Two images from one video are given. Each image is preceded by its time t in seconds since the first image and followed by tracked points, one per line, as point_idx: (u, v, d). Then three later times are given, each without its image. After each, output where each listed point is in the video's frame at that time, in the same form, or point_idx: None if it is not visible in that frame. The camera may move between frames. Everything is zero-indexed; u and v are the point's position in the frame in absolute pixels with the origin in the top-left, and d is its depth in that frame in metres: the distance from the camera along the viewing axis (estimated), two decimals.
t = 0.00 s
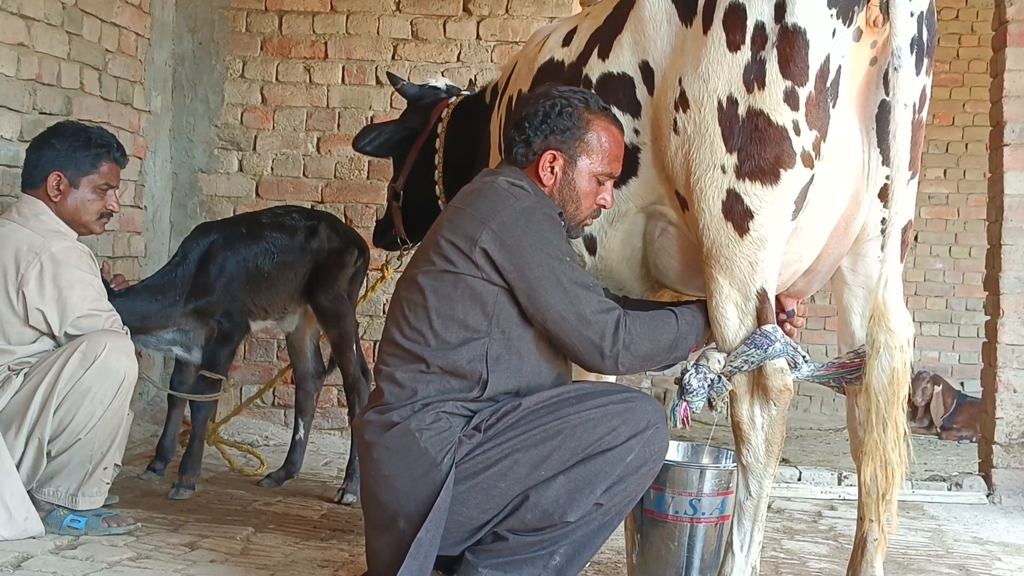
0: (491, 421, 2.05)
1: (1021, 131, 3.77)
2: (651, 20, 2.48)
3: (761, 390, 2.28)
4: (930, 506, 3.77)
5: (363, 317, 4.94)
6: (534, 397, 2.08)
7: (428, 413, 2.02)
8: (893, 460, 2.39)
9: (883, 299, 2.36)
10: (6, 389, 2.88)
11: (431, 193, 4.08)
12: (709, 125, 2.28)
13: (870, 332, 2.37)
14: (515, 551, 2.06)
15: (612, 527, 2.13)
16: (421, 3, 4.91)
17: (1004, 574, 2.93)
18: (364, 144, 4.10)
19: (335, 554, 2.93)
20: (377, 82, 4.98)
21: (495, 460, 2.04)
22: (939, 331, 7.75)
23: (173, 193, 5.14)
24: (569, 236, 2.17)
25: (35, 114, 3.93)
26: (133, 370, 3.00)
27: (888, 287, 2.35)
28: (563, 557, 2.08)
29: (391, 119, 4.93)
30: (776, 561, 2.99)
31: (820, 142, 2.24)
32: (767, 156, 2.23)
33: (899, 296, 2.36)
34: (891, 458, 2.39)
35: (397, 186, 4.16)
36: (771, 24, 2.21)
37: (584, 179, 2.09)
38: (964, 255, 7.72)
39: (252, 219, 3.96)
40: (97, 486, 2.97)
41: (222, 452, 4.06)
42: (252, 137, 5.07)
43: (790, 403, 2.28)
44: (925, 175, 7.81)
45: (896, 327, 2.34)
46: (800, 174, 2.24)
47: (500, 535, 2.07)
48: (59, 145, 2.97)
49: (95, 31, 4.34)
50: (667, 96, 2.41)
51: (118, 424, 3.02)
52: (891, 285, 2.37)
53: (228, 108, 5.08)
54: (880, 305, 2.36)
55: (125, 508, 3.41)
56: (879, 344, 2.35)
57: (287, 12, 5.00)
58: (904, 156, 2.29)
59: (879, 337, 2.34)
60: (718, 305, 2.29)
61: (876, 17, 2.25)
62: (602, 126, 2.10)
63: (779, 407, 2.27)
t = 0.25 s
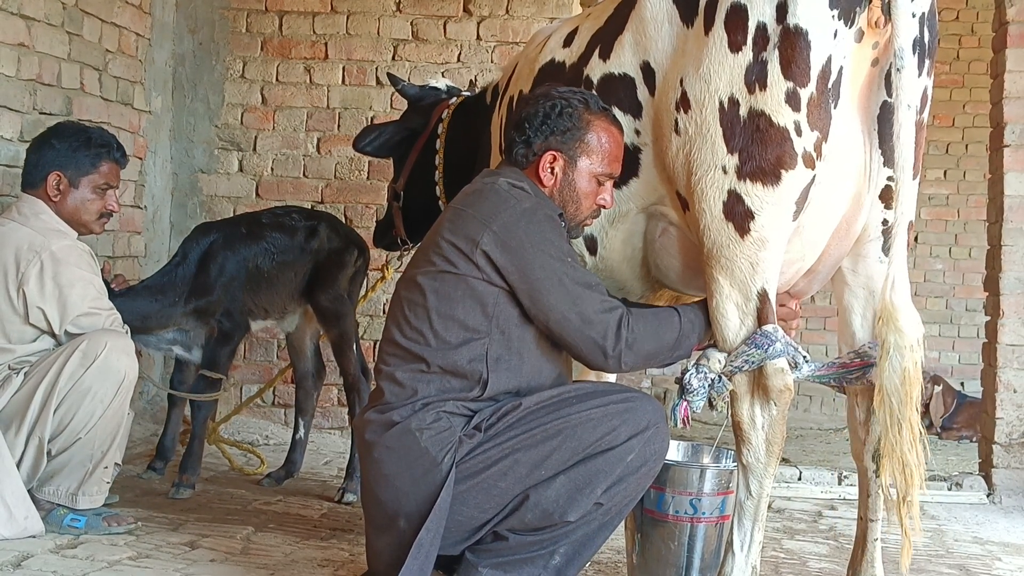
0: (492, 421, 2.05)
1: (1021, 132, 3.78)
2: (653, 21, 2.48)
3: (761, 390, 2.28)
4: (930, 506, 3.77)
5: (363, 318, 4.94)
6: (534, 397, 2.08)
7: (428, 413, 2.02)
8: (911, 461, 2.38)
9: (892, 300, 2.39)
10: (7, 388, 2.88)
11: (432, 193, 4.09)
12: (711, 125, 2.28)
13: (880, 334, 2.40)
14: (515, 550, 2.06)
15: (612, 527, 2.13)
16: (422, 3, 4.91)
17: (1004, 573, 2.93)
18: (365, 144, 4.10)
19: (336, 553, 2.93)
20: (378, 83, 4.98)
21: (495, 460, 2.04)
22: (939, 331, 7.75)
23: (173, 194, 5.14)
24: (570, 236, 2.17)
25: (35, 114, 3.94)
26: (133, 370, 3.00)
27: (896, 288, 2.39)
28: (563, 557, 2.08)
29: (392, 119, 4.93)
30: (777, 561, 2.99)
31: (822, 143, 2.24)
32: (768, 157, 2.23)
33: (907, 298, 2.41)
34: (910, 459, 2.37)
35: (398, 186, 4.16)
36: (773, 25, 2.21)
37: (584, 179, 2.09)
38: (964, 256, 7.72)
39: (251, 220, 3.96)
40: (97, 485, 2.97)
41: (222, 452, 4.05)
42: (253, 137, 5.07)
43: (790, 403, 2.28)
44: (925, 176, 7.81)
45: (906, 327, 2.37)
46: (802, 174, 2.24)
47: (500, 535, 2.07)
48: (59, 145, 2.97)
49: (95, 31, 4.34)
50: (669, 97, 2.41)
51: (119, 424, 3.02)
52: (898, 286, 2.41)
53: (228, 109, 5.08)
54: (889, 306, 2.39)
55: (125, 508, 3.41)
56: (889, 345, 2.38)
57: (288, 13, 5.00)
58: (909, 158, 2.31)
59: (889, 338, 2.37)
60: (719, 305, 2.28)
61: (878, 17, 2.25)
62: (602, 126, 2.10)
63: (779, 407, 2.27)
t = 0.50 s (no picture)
0: (492, 421, 2.05)
1: (1021, 132, 3.77)
2: (655, 21, 2.48)
3: (762, 391, 2.28)
4: (929, 507, 3.77)
5: (363, 317, 4.94)
6: (534, 398, 2.08)
7: (428, 413, 2.02)
8: (899, 462, 2.39)
9: (888, 299, 2.35)
10: (7, 388, 2.88)
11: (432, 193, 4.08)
12: (713, 125, 2.28)
13: (875, 333, 2.35)
14: (515, 551, 2.06)
15: (612, 527, 2.13)
16: (422, 3, 4.91)
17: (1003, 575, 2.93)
18: (364, 144, 4.10)
19: (335, 554, 2.93)
20: (378, 82, 4.98)
21: (495, 460, 2.04)
22: (939, 331, 7.75)
23: (174, 193, 5.14)
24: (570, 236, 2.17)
25: (35, 113, 3.93)
26: (132, 370, 3.00)
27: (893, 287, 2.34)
28: (563, 558, 2.08)
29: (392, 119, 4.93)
30: (776, 562, 2.99)
31: (824, 143, 2.24)
32: (771, 157, 2.23)
33: (904, 297, 2.36)
34: (898, 460, 2.38)
35: (398, 186, 4.16)
36: (776, 25, 2.21)
37: (585, 179, 2.09)
38: (964, 256, 7.72)
39: (250, 219, 3.96)
40: (97, 485, 2.97)
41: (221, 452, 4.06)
42: (253, 137, 5.07)
43: (790, 404, 2.29)
44: (926, 176, 7.81)
45: (901, 327, 2.32)
46: (804, 175, 2.24)
47: (500, 535, 2.07)
48: (59, 145, 2.97)
49: (95, 30, 4.34)
50: (671, 97, 2.41)
51: (118, 424, 3.02)
52: (896, 285, 2.36)
53: (229, 108, 5.08)
54: (886, 306, 2.34)
55: (125, 508, 3.41)
56: (883, 344, 2.33)
57: (288, 12, 5.00)
58: (909, 158, 2.29)
59: (883, 338, 2.33)
60: (719, 305, 2.29)
61: (881, 18, 2.27)
62: (603, 126, 2.10)
63: (779, 408, 2.27)
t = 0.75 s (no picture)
0: (490, 420, 2.05)
1: (1020, 132, 3.77)
2: (657, 21, 2.48)
3: (762, 391, 2.28)
4: (929, 507, 3.77)
5: (363, 317, 4.94)
6: (532, 397, 2.08)
7: (426, 413, 2.02)
8: (880, 460, 2.38)
9: (881, 297, 2.35)
10: (6, 387, 2.89)
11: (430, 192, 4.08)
12: (716, 125, 2.28)
13: (866, 331, 2.36)
14: (514, 551, 2.06)
15: (610, 527, 2.13)
16: (422, 3, 4.91)
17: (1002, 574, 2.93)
18: (363, 143, 4.10)
19: (334, 553, 2.93)
20: (377, 82, 4.98)
21: (493, 460, 2.04)
22: (939, 331, 7.75)
23: (173, 193, 5.14)
24: (569, 235, 2.17)
25: (35, 113, 3.93)
26: (132, 369, 3.00)
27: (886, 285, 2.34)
28: (562, 557, 2.08)
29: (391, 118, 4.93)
30: (775, 561, 2.99)
31: (826, 143, 2.24)
32: (773, 157, 2.23)
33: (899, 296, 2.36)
34: (878, 458, 2.37)
35: (397, 185, 4.17)
36: (779, 25, 2.21)
37: (583, 178, 2.09)
38: (964, 256, 7.72)
39: (250, 218, 3.95)
40: (96, 484, 2.97)
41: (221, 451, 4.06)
42: (252, 136, 5.07)
43: (790, 404, 2.28)
44: (925, 176, 7.81)
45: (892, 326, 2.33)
46: (805, 175, 2.24)
47: (499, 535, 2.07)
48: (58, 144, 2.97)
49: (94, 30, 4.34)
50: (672, 97, 2.41)
51: (117, 423, 3.02)
52: (890, 285, 2.36)
53: (228, 108, 5.08)
54: (878, 305, 2.35)
55: (125, 507, 3.41)
56: (872, 342, 2.34)
57: (287, 11, 5.00)
58: (909, 157, 2.28)
59: (873, 335, 2.34)
60: (720, 305, 2.29)
61: (883, 18, 2.27)
62: (600, 125, 2.10)
63: (779, 408, 2.27)
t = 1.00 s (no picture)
0: (489, 420, 2.05)
1: (1020, 131, 3.77)
2: (660, 21, 2.48)
3: (762, 390, 2.28)
4: (928, 506, 3.77)
5: (362, 316, 4.95)
6: (531, 396, 2.08)
7: (425, 412, 2.02)
8: (880, 456, 2.39)
9: (883, 297, 2.35)
10: (6, 387, 2.89)
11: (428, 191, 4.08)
12: (719, 124, 2.28)
13: (867, 329, 2.37)
14: (513, 550, 2.06)
15: (610, 526, 2.13)
16: (421, 2, 4.91)
17: (1001, 573, 2.93)
18: (363, 143, 4.10)
19: (334, 553, 2.93)
20: (376, 81, 4.97)
21: (493, 459, 2.04)
22: (938, 331, 7.75)
23: (172, 192, 5.14)
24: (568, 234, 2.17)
25: (34, 112, 3.93)
26: (131, 369, 3.00)
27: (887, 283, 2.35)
28: (561, 557, 2.08)
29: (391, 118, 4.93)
30: (775, 561, 2.99)
31: (829, 142, 2.24)
32: (776, 156, 2.23)
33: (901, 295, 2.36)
34: (878, 455, 2.38)
35: (395, 184, 4.17)
36: (783, 24, 2.20)
37: (581, 177, 2.09)
38: (963, 255, 7.73)
39: (249, 216, 3.93)
40: (95, 484, 2.97)
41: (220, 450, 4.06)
42: (252, 136, 5.06)
43: (790, 403, 2.28)
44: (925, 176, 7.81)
45: (892, 326, 2.33)
46: (808, 174, 2.24)
47: (498, 534, 2.07)
48: (57, 144, 2.96)
49: (94, 30, 4.34)
50: (675, 96, 2.41)
51: (117, 423, 3.02)
52: (891, 284, 2.36)
53: (228, 107, 5.08)
54: (878, 302, 2.36)
55: (124, 507, 3.41)
56: (874, 341, 2.35)
57: (286, 11, 4.99)
58: (912, 156, 2.29)
59: (874, 334, 2.35)
60: (721, 304, 2.29)
61: (887, 17, 2.25)
62: (598, 123, 2.10)
63: (779, 407, 2.27)
